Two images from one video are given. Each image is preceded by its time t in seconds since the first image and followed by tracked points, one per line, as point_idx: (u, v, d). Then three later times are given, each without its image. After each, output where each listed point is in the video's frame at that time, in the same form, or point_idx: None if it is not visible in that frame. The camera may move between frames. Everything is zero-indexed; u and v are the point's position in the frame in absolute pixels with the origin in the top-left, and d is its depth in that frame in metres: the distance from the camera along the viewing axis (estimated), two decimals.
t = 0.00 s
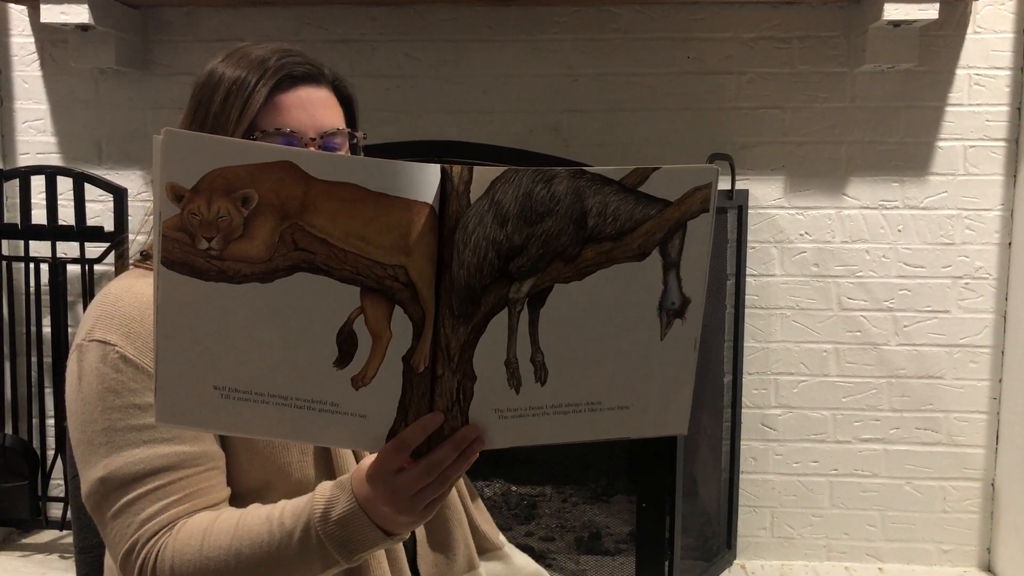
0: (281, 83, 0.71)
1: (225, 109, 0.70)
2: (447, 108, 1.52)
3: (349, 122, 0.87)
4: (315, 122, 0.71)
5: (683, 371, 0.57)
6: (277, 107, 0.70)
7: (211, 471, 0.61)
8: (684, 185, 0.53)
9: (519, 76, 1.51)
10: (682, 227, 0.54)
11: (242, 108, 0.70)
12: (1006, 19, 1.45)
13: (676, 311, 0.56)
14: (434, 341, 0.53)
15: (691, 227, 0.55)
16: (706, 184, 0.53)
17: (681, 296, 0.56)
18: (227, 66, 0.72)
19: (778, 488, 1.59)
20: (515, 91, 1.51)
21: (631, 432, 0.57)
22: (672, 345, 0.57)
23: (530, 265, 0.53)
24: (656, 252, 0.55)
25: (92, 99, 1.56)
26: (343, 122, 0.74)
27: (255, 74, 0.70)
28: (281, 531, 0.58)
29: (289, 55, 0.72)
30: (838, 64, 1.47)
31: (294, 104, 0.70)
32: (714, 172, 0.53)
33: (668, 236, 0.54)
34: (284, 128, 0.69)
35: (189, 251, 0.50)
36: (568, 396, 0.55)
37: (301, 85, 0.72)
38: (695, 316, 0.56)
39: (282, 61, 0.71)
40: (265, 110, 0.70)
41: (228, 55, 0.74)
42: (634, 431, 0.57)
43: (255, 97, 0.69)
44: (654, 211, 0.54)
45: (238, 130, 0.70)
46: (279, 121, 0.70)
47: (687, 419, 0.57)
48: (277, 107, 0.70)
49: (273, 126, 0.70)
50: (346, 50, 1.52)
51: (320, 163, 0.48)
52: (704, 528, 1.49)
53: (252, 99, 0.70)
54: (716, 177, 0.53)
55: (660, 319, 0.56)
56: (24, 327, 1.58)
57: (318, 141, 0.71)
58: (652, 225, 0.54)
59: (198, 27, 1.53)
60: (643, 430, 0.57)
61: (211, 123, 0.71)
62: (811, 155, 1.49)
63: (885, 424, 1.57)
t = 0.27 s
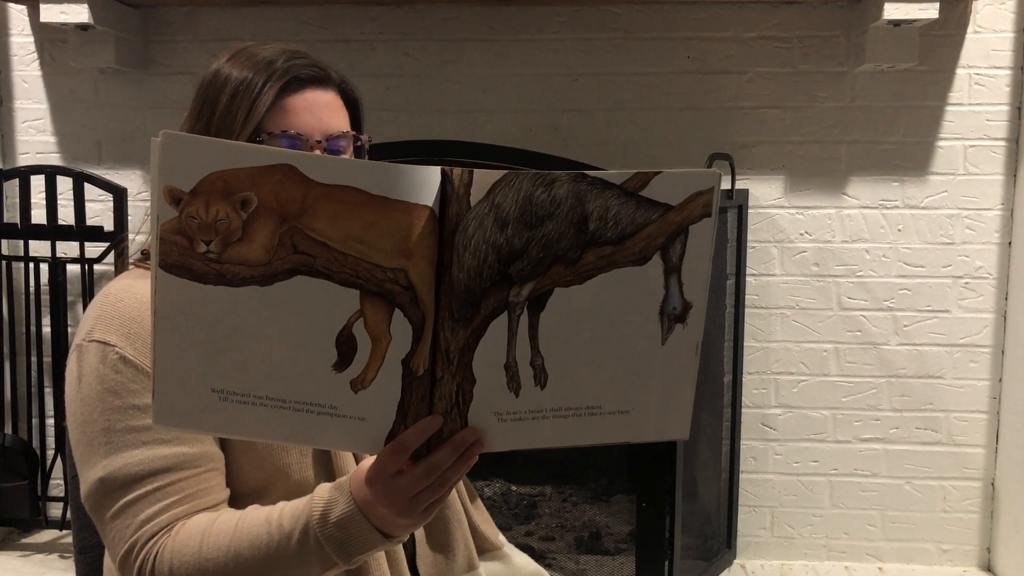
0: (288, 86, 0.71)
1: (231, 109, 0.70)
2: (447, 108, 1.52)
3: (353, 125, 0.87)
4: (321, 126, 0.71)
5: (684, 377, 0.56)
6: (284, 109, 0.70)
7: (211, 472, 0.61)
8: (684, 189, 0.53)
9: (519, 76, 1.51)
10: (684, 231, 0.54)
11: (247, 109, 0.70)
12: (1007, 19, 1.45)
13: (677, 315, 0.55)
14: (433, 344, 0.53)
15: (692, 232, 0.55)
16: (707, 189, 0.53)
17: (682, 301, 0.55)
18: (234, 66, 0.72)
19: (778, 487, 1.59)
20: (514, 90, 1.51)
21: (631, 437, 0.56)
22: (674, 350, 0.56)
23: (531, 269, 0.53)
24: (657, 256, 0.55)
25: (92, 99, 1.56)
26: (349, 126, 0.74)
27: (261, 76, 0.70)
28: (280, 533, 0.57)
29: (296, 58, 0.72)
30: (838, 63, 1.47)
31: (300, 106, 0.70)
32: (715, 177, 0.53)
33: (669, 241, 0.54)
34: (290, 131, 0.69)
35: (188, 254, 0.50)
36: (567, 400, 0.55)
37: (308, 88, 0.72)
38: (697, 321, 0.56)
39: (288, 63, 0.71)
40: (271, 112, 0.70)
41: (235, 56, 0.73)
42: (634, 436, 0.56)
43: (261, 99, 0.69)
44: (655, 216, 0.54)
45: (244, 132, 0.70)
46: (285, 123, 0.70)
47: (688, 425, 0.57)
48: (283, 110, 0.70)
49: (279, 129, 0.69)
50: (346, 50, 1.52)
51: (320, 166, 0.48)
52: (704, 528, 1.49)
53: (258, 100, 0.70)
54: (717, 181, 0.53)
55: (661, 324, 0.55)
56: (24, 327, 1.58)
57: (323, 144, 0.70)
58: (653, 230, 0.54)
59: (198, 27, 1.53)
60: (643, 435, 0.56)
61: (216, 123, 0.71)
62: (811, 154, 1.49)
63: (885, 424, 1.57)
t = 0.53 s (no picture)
0: (295, 90, 0.71)
1: (237, 112, 0.70)
2: (447, 108, 1.52)
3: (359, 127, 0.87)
4: (326, 131, 0.71)
5: (684, 380, 0.56)
6: (290, 114, 0.70)
7: (209, 473, 0.61)
8: (684, 192, 0.53)
9: (519, 76, 1.51)
10: (684, 234, 0.54)
11: (253, 112, 0.70)
12: (1007, 19, 1.45)
13: (677, 318, 0.55)
14: (431, 346, 0.53)
15: (692, 235, 0.54)
16: (708, 191, 0.53)
17: (683, 304, 0.55)
18: (242, 68, 0.72)
19: (778, 487, 1.59)
20: (514, 90, 1.51)
21: (631, 440, 0.56)
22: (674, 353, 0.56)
23: (530, 271, 0.53)
24: (657, 259, 0.54)
25: (92, 99, 1.56)
26: (355, 131, 0.74)
27: (269, 79, 0.70)
28: (279, 534, 0.57)
29: (305, 61, 0.72)
30: (838, 63, 1.47)
31: (307, 111, 0.70)
32: (716, 179, 0.53)
33: (669, 244, 0.54)
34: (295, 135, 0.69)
35: (186, 255, 0.50)
36: (566, 403, 0.55)
37: (316, 92, 0.72)
38: (697, 324, 0.55)
39: (297, 67, 0.71)
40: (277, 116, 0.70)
41: (244, 57, 0.73)
42: (633, 439, 0.56)
43: (267, 102, 0.69)
44: (655, 219, 0.53)
45: (247, 134, 0.70)
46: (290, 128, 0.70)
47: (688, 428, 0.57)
48: (290, 114, 0.70)
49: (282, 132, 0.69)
50: (346, 50, 1.51)
51: (318, 167, 0.48)
52: (704, 527, 1.49)
53: (265, 104, 0.69)
54: (718, 184, 0.53)
55: (661, 327, 0.55)
56: (24, 327, 1.58)
57: (327, 148, 0.70)
58: (653, 232, 0.53)
59: (197, 26, 1.53)
60: (642, 438, 0.56)
61: (222, 124, 0.71)
62: (811, 154, 1.49)
63: (886, 423, 1.56)
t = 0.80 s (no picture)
0: (299, 90, 0.70)
1: (241, 112, 0.70)
2: (447, 108, 1.52)
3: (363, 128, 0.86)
4: (329, 131, 0.71)
5: (682, 375, 0.56)
6: (294, 114, 0.70)
7: (208, 472, 0.61)
8: (682, 186, 0.53)
9: (519, 75, 1.51)
10: (682, 228, 0.54)
11: (257, 112, 0.70)
12: (1008, 18, 1.45)
13: (675, 313, 0.55)
14: (430, 341, 0.53)
15: (690, 228, 0.54)
16: (705, 186, 0.52)
17: (680, 299, 0.55)
18: (247, 68, 0.72)
19: (779, 487, 1.59)
20: (514, 90, 1.51)
21: (629, 435, 0.56)
22: (671, 347, 0.56)
23: (527, 266, 0.53)
24: (654, 253, 0.54)
25: (92, 98, 1.56)
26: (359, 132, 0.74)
27: (274, 79, 0.70)
28: (277, 532, 0.57)
29: (311, 62, 0.72)
30: (838, 63, 1.47)
31: (310, 112, 0.70)
32: (714, 173, 0.52)
33: (666, 238, 0.54)
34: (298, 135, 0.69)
35: (186, 249, 0.50)
36: (564, 399, 0.55)
37: (321, 93, 0.72)
38: (694, 319, 0.55)
39: (302, 68, 0.71)
40: (281, 116, 0.70)
41: (250, 56, 0.73)
42: (632, 434, 0.56)
43: (271, 102, 0.69)
44: (652, 213, 0.53)
45: (251, 133, 0.70)
46: (294, 128, 0.70)
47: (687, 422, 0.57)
48: (293, 114, 0.70)
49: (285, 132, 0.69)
50: (346, 49, 1.51)
51: (316, 161, 0.48)
52: (705, 527, 1.49)
53: (269, 104, 0.69)
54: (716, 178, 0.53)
55: (658, 322, 0.55)
56: (24, 327, 1.58)
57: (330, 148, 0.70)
58: (650, 227, 0.53)
59: (198, 26, 1.53)
60: (641, 433, 0.56)
61: (226, 123, 0.71)
62: (812, 154, 1.49)
63: (886, 423, 1.56)
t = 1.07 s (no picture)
0: (289, 84, 0.70)
1: (232, 109, 0.70)
2: (447, 107, 1.52)
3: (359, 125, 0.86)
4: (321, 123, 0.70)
5: (683, 375, 0.56)
6: (285, 107, 0.70)
7: (208, 473, 0.60)
8: (681, 185, 0.53)
9: (520, 75, 1.51)
10: (681, 227, 0.54)
11: (248, 108, 0.70)
12: (1009, 18, 1.45)
13: (675, 313, 0.55)
14: (430, 341, 0.53)
15: (689, 227, 0.54)
16: (704, 184, 0.52)
17: (680, 298, 0.54)
18: (236, 65, 0.72)
19: (779, 487, 1.59)
20: (515, 89, 1.51)
21: (631, 435, 0.56)
22: (672, 347, 0.55)
23: (527, 266, 0.53)
24: (653, 253, 0.54)
25: (93, 98, 1.56)
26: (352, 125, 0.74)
27: (261, 73, 0.70)
28: (278, 533, 0.57)
29: (299, 57, 0.72)
30: (839, 62, 1.47)
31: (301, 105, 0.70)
32: (713, 172, 0.52)
33: (665, 237, 0.54)
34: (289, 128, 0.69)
35: (184, 252, 0.50)
36: (564, 399, 0.55)
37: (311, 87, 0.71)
38: (695, 318, 0.55)
39: (291, 62, 0.71)
40: (272, 111, 0.70)
41: (239, 55, 0.74)
42: (633, 434, 0.56)
43: (258, 96, 0.69)
44: (651, 212, 0.53)
45: (242, 130, 0.70)
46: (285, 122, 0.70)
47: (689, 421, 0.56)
48: (284, 108, 0.70)
49: (275, 126, 0.69)
50: (346, 49, 1.51)
51: (314, 162, 0.48)
52: (705, 527, 1.49)
53: (259, 100, 0.69)
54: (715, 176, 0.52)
55: (659, 322, 0.55)
56: (25, 327, 1.58)
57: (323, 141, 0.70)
58: (649, 226, 0.53)
59: (198, 25, 1.53)
60: (642, 433, 0.56)
61: (217, 122, 0.71)
62: (812, 153, 1.49)
63: (887, 423, 1.56)
